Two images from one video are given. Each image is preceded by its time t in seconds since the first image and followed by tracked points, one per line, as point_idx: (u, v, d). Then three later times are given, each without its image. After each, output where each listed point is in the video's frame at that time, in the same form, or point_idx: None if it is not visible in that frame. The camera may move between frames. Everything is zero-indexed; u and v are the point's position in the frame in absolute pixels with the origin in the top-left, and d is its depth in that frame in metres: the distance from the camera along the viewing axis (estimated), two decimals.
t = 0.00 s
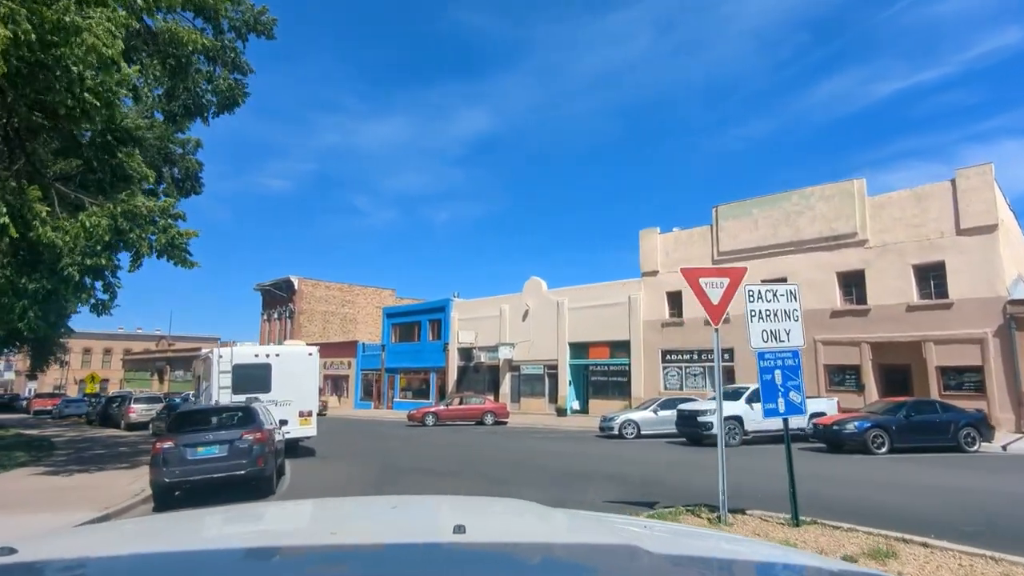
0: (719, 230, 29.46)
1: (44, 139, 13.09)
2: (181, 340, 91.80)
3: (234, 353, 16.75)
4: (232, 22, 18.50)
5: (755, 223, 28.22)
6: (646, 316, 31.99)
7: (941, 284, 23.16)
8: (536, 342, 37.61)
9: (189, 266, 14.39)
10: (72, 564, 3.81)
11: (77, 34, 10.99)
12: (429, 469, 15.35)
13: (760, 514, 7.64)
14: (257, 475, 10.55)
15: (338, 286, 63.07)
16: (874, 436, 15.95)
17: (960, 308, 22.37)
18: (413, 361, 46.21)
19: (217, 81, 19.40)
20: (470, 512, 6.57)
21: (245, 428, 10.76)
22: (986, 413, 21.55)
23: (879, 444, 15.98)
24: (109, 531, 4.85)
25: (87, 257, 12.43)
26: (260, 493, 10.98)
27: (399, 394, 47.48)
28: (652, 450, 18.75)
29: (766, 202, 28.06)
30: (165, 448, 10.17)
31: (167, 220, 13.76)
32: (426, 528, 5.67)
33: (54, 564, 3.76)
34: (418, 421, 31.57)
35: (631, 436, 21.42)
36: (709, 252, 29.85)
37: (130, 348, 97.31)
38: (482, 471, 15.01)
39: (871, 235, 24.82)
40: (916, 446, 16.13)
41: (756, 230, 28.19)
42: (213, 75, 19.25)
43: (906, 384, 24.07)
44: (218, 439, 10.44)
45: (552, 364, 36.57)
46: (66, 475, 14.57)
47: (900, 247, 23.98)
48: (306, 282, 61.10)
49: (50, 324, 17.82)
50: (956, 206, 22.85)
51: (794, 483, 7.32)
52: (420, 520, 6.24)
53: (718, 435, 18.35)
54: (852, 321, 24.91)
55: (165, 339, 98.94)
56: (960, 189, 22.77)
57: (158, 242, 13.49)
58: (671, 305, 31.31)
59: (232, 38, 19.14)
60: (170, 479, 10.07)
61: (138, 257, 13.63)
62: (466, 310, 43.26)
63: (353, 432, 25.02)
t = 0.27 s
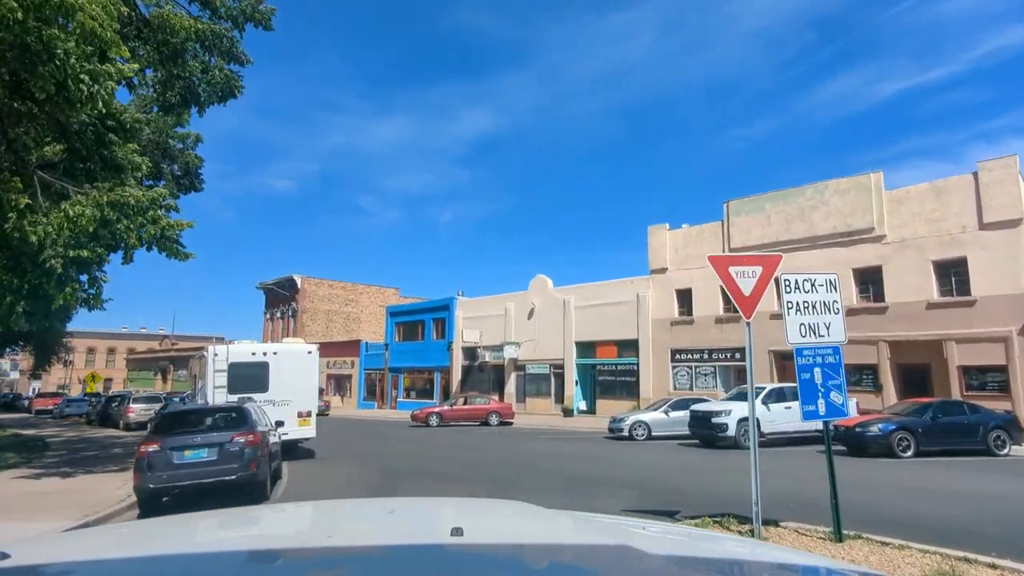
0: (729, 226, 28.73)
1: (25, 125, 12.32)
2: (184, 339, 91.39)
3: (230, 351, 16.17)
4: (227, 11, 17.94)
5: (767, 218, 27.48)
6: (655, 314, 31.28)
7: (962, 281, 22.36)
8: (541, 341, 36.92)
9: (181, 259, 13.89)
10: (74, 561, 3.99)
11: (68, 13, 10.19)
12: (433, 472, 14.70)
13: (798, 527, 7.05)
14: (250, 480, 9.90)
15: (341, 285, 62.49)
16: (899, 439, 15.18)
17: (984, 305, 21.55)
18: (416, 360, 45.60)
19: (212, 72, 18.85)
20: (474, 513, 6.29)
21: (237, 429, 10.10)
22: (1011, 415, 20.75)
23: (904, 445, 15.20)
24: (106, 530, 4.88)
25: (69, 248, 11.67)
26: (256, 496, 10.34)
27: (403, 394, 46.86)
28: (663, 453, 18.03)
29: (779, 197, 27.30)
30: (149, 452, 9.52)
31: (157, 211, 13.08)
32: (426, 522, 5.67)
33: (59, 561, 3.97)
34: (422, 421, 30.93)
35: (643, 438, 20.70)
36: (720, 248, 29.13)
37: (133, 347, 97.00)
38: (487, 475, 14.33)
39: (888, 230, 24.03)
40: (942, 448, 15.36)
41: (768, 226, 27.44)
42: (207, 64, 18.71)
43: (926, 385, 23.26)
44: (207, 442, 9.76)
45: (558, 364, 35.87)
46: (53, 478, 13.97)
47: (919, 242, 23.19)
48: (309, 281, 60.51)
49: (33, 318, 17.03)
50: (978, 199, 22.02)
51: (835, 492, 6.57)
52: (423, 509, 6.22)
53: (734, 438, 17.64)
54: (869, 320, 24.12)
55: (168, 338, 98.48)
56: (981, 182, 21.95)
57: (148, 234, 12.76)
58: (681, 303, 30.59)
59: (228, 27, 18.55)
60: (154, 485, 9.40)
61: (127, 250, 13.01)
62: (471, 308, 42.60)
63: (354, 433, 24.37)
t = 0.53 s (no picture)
0: (740, 222, 28.03)
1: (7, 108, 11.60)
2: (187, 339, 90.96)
3: (226, 350, 15.58)
4: None
5: (779, 214, 26.78)
6: (663, 312, 30.59)
7: (983, 278, 21.62)
8: (546, 340, 36.26)
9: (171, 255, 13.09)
10: (70, 564, 3.85)
11: None
12: (436, 475, 14.07)
13: (836, 540, 6.39)
14: (241, 485, 9.30)
15: (344, 284, 61.92)
16: (925, 442, 14.49)
17: (1006, 303, 20.80)
18: (420, 360, 44.99)
19: (207, 61, 18.19)
20: (478, 514, 5.86)
21: (228, 431, 9.48)
22: None
23: (929, 448, 14.51)
24: (95, 532, 4.74)
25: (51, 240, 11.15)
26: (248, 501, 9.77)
27: (405, 394, 46.24)
28: (675, 455, 17.35)
29: (792, 192, 26.60)
30: (132, 455, 8.89)
31: (145, 203, 12.34)
32: (431, 519, 5.31)
33: (55, 562, 3.85)
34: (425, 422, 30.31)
35: (654, 440, 20.01)
36: (730, 245, 28.44)
37: (136, 347, 96.61)
38: (493, 479, 13.69)
39: (905, 226, 23.32)
40: (969, 451, 14.67)
41: (780, 222, 26.74)
42: (202, 54, 18.08)
43: (945, 385, 22.51)
44: (195, 445, 9.13)
45: (563, 363, 35.21)
46: (40, 481, 13.40)
47: (937, 237, 22.46)
48: (312, 279, 59.96)
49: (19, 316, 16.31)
50: (1000, 193, 21.29)
51: (884, 502, 5.88)
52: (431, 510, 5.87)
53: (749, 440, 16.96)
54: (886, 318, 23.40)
55: (170, 338, 98.03)
56: (1004, 175, 21.21)
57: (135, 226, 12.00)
58: (690, 301, 29.91)
59: (225, 16, 17.92)
60: (137, 491, 8.78)
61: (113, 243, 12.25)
62: (475, 307, 41.96)
63: (356, 434, 23.76)
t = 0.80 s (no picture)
0: (750, 218, 27.40)
1: None
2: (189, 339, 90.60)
3: (220, 348, 15.03)
4: None
5: (790, 209, 26.14)
6: (670, 311, 29.96)
7: (1003, 274, 20.92)
8: (551, 339, 35.65)
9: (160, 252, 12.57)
10: (72, 560, 3.62)
11: None
12: (438, 479, 13.48)
13: (881, 558, 5.79)
14: (230, 491, 8.71)
15: (346, 283, 61.40)
16: (949, 445, 13.87)
17: None
18: (422, 359, 44.42)
19: (202, 51, 17.67)
20: (484, 513, 5.44)
21: (216, 434, 8.88)
22: None
23: (955, 451, 13.88)
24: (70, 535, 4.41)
25: (32, 232, 10.75)
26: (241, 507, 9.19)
27: (408, 394, 45.66)
28: (686, 458, 16.72)
29: (803, 187, 25.96)
30: (113, 460, 8.34)
31: (132, 195, 11.80)
32: (433, 517, 4.95)
33: (58, 559, 3.64)
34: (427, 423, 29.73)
35: (663, 442, 19.38)
36: (739, 242, 27.80)
37: (138, 347, 96.27)
38: (497, 483, 13.07)
39: (921, 221, 22.65)
40: (995, 454, 14.01)
41: (791, 217, 26.10)
42: (198, 43, 17.57)
43: (963, 385, 21.82)
44: (179, 449, 8.55)
45: (568, 363, 34.59)
46: (25, 484, 12.86)
47: (955, 233, 21.79)
48: (314, 279, 59.43)
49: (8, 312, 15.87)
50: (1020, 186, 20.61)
51: (937, 517, 5.24)
52: (440, 512, 5.49)
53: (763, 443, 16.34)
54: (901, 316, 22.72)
55: (173, 337, 97.69)
56: None
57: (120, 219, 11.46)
58: (698, 299, 29.26)
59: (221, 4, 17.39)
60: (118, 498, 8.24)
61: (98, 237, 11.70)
62: (478, 306, 41.37)
63: (356, 435, 23.18)
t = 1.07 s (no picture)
0: (760, 214, 26.78)
1: None
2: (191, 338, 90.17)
3: (214, 347, 14.50)
4: None
5: (801, 205, 25.53)
6: (677, 309, 29.35)
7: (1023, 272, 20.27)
8: (555, 339, 35.04)
9: (147, 249, 11.98)
10: (74, 560, 3.57)
11: None
12: (440, 483, 12.91)
13: None
14: (217, 496, 8.11)
15: (348, 282, 60.85)
16: (976, 448, 13.30)
17: None
18: (425, 359, 43.85)
19: (198, 38, 17.10)
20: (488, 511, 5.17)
21: (201, 436, 8.30)
22: None
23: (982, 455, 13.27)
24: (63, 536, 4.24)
25: (13, 222, 10.28)
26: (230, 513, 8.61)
27: (410, 394, 45.10)
28: (697, 461, 16.11)
29: (814, 182, 25.33)
30: (91, 465, 7.77)
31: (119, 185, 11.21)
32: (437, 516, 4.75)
33: (61, 558, 3.59)
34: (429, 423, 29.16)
35: (673, 444, 18.78)
36: (748, 239, 27.19)
37: (140, 347, 95.88)
38: (501, 488, 12.48)
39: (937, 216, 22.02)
40: None
41: (802, 213, 25.48)
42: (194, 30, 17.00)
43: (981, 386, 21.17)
44: (161, 452, 7.97)
45: (573, 363, 33.98)
46: (10, 488, 12.34)
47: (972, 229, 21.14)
48: (316, 278, 58.90)
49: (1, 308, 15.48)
50: None
51: (1003, 535, 4.69)
52: (446, 502, 5.37)
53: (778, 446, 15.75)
54: (917, 314, 22.08)
55: (175, 337, 97.27)
56: None
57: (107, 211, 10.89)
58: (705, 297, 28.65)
59: None
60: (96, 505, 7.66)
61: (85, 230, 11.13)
62: (481, 305, 40.77)
63: (356, 436, 22.62)
